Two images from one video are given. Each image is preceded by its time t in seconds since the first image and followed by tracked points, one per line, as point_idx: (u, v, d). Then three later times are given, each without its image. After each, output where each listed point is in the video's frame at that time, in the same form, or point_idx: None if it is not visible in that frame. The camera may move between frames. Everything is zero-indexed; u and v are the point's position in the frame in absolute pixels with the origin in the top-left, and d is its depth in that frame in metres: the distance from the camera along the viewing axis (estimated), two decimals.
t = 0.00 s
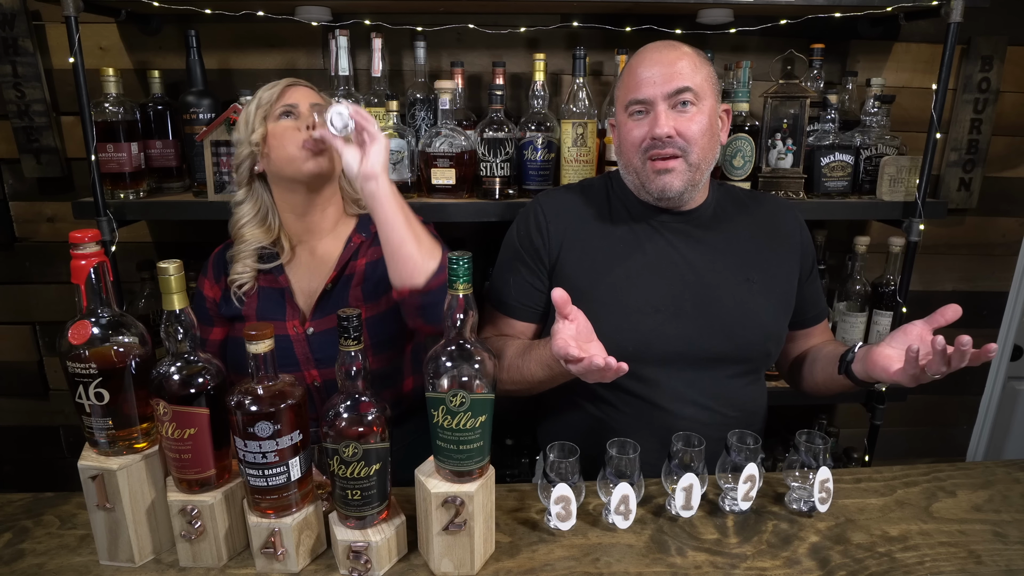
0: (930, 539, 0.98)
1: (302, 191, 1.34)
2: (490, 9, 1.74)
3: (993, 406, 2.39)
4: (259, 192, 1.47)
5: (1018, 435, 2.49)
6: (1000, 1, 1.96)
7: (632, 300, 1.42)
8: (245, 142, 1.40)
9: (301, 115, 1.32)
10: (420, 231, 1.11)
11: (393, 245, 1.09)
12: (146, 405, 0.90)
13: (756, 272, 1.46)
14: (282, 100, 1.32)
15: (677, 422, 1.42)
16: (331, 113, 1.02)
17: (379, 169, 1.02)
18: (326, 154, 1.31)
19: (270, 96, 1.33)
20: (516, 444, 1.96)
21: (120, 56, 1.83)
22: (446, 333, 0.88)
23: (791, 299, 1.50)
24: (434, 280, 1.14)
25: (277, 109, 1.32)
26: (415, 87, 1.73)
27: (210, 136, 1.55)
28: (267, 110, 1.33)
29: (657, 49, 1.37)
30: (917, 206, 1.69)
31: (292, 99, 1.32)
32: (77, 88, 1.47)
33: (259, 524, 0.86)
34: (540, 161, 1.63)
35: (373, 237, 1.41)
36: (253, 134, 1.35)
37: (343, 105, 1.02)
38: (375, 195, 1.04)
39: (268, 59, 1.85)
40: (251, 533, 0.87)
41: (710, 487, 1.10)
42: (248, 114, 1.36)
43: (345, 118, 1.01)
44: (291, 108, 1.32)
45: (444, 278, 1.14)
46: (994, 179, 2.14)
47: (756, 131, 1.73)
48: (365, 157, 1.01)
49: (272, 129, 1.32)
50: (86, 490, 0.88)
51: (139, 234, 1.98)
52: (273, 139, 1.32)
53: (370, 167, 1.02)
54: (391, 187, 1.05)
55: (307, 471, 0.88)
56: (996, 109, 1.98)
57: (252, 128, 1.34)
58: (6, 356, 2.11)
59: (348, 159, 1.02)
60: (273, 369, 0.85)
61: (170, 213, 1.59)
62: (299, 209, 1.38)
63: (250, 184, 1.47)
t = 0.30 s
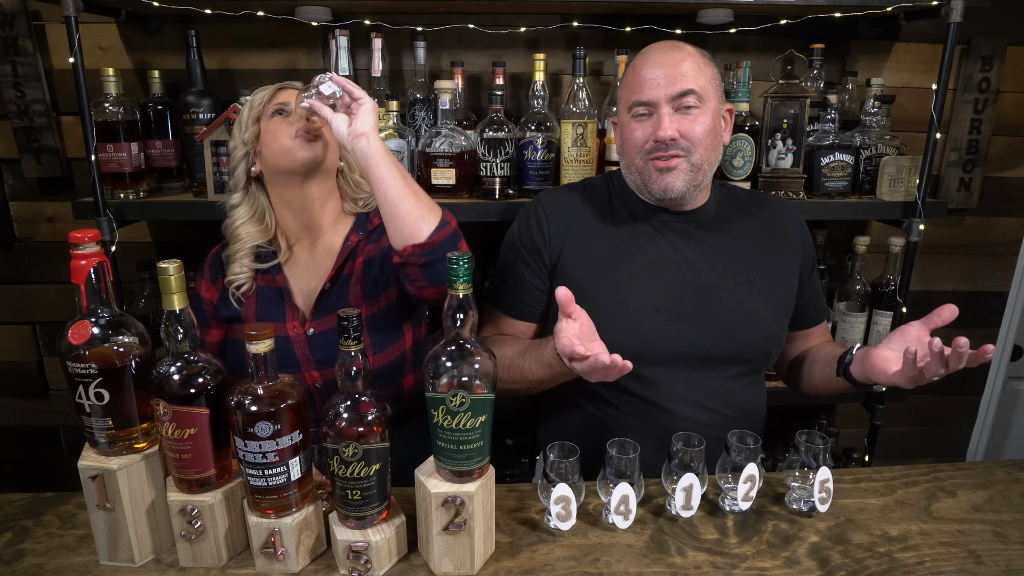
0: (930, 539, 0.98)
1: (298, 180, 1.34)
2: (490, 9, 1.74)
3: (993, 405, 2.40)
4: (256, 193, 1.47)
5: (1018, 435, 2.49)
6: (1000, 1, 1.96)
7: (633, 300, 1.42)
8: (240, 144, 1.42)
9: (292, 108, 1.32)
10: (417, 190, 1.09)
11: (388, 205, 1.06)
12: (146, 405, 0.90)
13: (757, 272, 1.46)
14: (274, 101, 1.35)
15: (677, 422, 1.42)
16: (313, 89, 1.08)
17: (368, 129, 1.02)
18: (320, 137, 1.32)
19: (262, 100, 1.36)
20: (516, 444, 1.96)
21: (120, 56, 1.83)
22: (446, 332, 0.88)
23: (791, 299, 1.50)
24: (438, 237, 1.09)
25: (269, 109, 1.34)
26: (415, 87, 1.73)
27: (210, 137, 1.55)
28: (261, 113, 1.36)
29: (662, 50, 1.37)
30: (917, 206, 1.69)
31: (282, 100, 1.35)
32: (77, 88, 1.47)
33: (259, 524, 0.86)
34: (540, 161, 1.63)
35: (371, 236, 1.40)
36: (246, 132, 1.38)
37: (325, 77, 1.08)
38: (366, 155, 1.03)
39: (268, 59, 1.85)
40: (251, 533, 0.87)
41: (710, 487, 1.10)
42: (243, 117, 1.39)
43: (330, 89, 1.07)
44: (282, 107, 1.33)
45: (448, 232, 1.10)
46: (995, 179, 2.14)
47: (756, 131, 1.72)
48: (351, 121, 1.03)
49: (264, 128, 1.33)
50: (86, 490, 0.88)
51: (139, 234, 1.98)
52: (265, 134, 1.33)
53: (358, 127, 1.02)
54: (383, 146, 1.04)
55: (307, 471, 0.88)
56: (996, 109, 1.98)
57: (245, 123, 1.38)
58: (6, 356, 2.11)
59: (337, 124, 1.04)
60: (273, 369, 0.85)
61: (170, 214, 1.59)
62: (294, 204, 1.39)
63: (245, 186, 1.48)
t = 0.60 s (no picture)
0: (930, 539, 0.98)
1: (300, 178, 1.34)
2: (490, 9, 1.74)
3: (993, 405, 2.40)
4: (258, 193, 1.47)
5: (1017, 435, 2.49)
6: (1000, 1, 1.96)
7: (632, 301, 1.42)
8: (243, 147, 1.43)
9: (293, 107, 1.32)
10: (417, 171, 1.09)
11: (387, 187, 1.06)
12: (146, 405, 0.90)
13: (757, 272, 1.46)
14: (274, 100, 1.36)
15: (677, 422, 1.42)
16: (310, 76, 1.05)
17: (365, 111, 1.03)
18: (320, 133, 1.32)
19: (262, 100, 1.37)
20: (516, 445, 1.96)
21: (120, 56, 1.83)
22: (446, 333, 0.89)
23: (792, 299, 1.50)
24: (439, 218, 1.08)
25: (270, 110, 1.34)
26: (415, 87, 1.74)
27: (210, 137, 1.55)
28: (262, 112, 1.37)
29: (662, 49, 1.37)
30: (917, 206, 1.69)
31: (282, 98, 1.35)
32: (77, 88, 1.47)
33: (259, 525, 0.86)
34: (540, 161, 1.63)
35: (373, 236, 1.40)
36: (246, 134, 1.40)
37: (319, 63, 1.05)
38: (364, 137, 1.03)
39: (268, 60, 1.85)
40: (251, 533, 0.87)
41: (710, 487, 1.10)
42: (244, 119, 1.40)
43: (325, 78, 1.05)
44: (284, 108, 1.33)
45: (450, 209, 1.09)
46: (995, 179, 2.14)
47: (756, 131, 1.73)
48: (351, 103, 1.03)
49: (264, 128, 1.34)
50: (86, 490, 0.88)
51: (139, 234, 1.98)
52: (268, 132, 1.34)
53: (355, 109, 1.03)
54: (381, 127, 1.04)
55: (307, 471, 0.88)
56: (996, 109, 1.98)
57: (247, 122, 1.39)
58: (6, 356, 2.11)
59: (336, 110, 1.04)
60: (273, 369, 0.85)
61: (169, 214, 1.59)
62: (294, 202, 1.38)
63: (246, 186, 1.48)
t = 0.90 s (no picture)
0: (930, 539, 0.98)
1: (303, 174, 1.35)
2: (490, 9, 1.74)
3: (993, 405, 2.40)
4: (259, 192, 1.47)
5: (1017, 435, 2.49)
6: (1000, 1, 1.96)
7: (631, 301, 1.42)
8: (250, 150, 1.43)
9: (293, 106, 1.32)
10: (415, 151, 1.10)
11: (387, 168, 1.07)
12: (146, 405, 0.90)
13: (758, 272, 1.46)
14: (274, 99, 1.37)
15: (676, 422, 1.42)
16: (305, 67, 1.09)
17: (361, 94, 1.06)
18: (322, 130, 1.33)
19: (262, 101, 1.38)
20: (516, 445, 1.96)
21: (120, 56, 1.83)
22: (445, 333, 0.89)
23: (792, 299, 1.50)
24: (439, 197, 1.08)
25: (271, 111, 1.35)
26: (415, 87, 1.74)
27: (210, 137, 1.55)
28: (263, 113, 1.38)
29: (658, 48, 1.38)
30: (917, 206, 1.69)
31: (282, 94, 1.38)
32: (77, 88, 1.47)
33: (259, 525, 0.86)
34: (540, 161, 1.63)
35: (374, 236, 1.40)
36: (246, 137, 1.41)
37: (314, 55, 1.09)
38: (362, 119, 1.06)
39: (268, 60, 1.85)
40: (251, 533, 0.87)
41: (710, 487, 1.10)
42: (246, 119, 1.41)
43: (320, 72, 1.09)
44: (285, 109, 1.33)
45: (450, 186, 1.10)
46: (995, 179, 2.14)
47: (756, 131, 1.73)
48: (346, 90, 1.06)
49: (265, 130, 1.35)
50: (86, 490, 0.88)
51: (139, 234, 1.98)
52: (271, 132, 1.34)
53: (351, 92, 1.05)
54: (377, 108, 1.07)
55: (307, 471, 0.88)
56: (996, 109, 1.98)
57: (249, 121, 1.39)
58: (6, 356, 2.11)
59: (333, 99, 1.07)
60: (274, 369, 0.85)
61: (169, 214, 1.59)
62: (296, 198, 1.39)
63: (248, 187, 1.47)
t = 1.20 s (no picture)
0: (930, 539, 0.98)
1: (304, 185, 1.35)
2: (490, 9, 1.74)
3: (993, 405, 2.40)
4: (258, 188, 1.48)
5: (1017, 435, 2.49)
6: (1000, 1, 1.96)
7: (632, 301, 1.42)
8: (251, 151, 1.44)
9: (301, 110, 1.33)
10: (420, 227, 1.10)
11: (392, 244, 1.09)
12: (146, 405, 0.90)
13: (760, 272, 1.46)
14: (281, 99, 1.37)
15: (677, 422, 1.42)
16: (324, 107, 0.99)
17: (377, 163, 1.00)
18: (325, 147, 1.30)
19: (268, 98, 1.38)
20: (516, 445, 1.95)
21: (120, 56, 1.83)
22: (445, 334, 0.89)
23: (793, 300, 1.50)
24: (436, 278, 1.13)
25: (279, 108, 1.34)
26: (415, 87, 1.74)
27: (210, 136, 1.55)
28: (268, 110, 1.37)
29: (670, 49, 1.38)
30: (917, 206, 1.69)
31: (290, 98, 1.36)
32: (77, 88, 1.47)
33: (259, 525, 0.86)
34: (540, 161, 1.63)
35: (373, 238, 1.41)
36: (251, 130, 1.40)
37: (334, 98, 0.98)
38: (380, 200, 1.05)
39: (268, 60, 1.85)
40: (251, 534, 0.87)
41: (710, 487, 1.10)
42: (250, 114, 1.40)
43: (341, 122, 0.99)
44: (292, 108, 1.34)
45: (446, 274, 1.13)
46: (995, 180, 2.14)
47: (756, 131, 1.73)
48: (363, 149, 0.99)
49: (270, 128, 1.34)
50: (86, 490, 0.88)
51: (140, 234, 1.98)
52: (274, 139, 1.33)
53: (367, 158, 1.00)
54: (390, 180, 1.04)
55: (307, 471, 0.88)
56: (997, 109, 1.98)
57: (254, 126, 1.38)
58: (6, 355, 2.11)
59: (347, 154, 0.99)
60: (273, 369, 0.85)
61: (169, 214, 1.59)
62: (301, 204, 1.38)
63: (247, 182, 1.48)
